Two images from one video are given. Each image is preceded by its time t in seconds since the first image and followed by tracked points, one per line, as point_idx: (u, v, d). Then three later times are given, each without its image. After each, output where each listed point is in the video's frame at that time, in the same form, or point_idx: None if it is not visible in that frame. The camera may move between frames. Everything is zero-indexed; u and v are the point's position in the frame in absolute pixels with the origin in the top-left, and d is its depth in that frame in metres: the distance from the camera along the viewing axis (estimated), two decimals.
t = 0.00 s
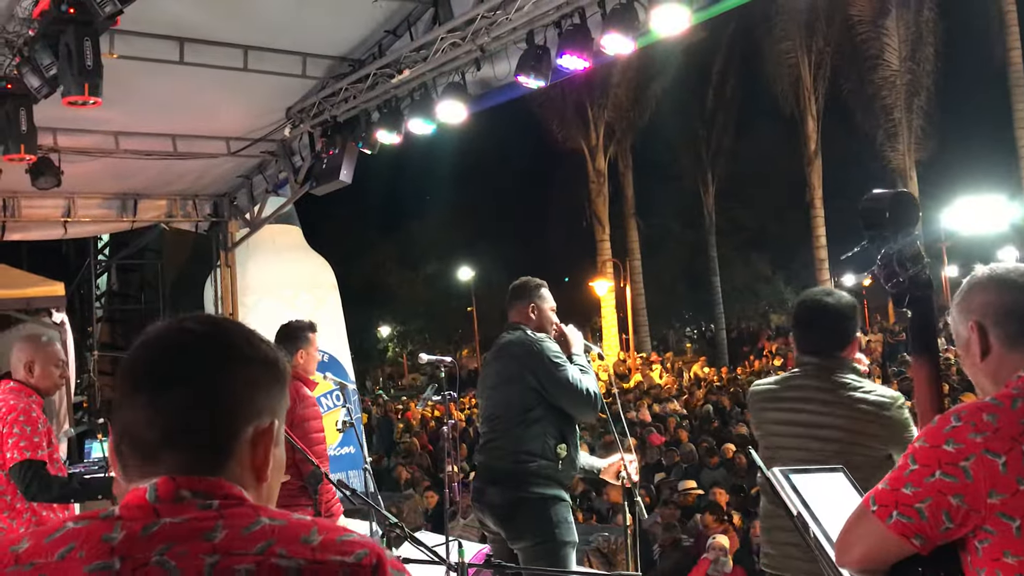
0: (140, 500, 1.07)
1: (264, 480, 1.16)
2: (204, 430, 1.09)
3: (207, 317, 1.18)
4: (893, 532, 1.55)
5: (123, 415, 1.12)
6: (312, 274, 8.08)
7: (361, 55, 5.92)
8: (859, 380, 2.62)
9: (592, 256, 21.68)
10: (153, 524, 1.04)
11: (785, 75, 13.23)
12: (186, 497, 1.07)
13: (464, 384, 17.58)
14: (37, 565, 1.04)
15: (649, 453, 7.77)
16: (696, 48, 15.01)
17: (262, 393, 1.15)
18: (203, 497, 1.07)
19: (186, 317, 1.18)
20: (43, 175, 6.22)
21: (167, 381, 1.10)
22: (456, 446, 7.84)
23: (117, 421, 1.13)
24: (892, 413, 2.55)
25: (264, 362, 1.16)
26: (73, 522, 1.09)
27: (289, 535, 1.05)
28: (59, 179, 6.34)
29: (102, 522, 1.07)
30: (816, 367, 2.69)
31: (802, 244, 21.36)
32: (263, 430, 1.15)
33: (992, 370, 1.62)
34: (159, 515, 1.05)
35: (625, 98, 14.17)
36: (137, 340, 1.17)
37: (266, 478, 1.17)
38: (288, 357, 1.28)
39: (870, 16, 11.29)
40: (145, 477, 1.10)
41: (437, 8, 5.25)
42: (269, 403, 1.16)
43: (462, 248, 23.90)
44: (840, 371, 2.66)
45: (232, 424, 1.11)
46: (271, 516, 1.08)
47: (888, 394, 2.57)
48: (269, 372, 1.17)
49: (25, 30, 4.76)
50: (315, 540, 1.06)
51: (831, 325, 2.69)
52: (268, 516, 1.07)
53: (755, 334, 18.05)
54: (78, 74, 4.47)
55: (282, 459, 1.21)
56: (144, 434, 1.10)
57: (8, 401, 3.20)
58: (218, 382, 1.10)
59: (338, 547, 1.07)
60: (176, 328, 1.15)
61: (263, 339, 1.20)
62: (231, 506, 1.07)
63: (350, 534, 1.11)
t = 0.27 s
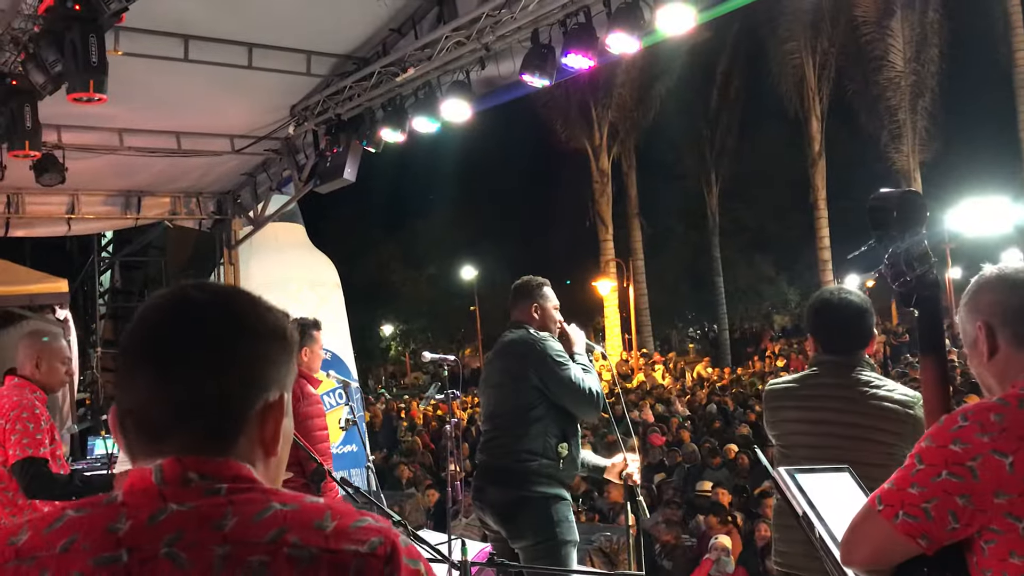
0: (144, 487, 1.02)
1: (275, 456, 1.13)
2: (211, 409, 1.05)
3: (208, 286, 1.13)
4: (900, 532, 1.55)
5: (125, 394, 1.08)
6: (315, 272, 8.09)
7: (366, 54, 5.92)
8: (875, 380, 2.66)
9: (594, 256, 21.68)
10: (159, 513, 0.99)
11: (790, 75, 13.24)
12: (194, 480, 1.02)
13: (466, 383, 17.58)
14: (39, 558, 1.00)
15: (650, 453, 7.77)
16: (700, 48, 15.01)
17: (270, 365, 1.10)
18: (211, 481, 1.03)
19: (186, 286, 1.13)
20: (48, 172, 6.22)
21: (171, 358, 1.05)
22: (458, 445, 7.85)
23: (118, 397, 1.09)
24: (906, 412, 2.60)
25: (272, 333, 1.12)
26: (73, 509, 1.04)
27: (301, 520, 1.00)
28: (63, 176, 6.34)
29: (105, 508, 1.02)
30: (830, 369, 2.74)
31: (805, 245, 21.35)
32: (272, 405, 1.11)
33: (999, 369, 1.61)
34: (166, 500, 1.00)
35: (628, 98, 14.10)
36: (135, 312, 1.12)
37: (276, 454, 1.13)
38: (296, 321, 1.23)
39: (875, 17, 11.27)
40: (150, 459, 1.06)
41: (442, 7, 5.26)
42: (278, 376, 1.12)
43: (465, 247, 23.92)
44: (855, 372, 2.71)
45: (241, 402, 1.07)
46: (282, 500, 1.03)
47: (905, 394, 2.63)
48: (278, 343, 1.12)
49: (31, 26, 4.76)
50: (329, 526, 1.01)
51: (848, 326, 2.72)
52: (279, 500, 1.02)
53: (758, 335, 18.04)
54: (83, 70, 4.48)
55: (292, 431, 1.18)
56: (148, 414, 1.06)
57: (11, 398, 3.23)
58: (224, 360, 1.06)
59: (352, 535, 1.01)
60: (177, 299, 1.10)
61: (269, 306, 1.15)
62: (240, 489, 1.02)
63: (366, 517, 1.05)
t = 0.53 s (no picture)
0: (146, 494, 0.97)
1: (280, 432, 1.06)
2: (207, 386, 0.99)
3: (202, 256, 1.07)
4: (908, 530, 1.54)
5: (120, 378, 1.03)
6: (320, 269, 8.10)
7: (371, 50, 5.91)
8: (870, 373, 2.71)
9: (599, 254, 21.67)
10: (164, 519, 0.94)
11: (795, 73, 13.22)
12: (196, 478, 0.97)
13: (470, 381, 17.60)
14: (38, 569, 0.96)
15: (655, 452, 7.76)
16: (706, 46, 14.99)
17: (268, 335, 1.04)
18: (215, 482, 0.97)
19: (179, 256, 1.07)
20: (53, 167, 6.23)
21: (162, 334, 1.00)
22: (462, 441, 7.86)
23: (113, 376, 1.04)
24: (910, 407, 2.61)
25: (270, 301, 1.05)
26: (71, 514, 0.99)
27: (314, 524, 0.94)
28: (68, 172, 6.35)
29: (107, 514, 0.97)
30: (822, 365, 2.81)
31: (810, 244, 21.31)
32: (273, 376, 1.04)
33: (1006, 367, 1.60)
34: (169, 506, 0.95)
35: (634, 96, 14.08)
36: (128, 288, 1.07)
37: (281, 426, 1.06)
38: (302, 285, 1.16)
39: (881, 15, 11.24)
40: (149, 451, 1.00)
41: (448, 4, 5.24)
42: (277, 346, 1.05)
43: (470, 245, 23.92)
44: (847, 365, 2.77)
45: (237, 378, 1.01)
46: (291, 497, 0.96)
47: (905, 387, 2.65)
48: (277, 312, 1.05)
49: (36, 22, 4.76)
50: (343, 528, 0.94)
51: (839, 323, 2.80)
52: (289, 500, 0.95)
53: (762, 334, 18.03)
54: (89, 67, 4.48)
55: (297, 401, 1.10)
56: (142, 395, 1.01)
57: (19, 392, 3.23)
58: (218, 334, 1.00)
59: (366, 539, 0.94)
60: (170, 272, 1.04)
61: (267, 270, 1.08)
62: (246, 488, 0.96)
63: (383, 516, 0.98)
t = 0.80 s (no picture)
0: (141, 518, 0.93)
1: (277, 431, 1.04)
2: (203, 387, 0.98)
3: (194, 249, 1.05)
4: (917, 531, 1.54)
5: (113, 376, 1.01)
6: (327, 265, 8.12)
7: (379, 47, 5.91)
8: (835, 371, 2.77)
9: (605, 251, 21.65)
10: (162, 548, 0.91)
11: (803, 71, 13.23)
12: (194, 498, 0.94)
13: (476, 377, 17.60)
14: None
15: (661, 450, 7.77)
16: (713, 43, 14.99)
17: (264, 331, 1.03)
18: (214, 501, 0.94)
19: (170, 250, 1.06)
20: (61, 163, 6.25)
21: (155, 333, 0.99)
22: (468, 437, 7.86)
23: (104, 374, 1.03)
24: (884, 402, 2.70)
25: (267, 295, 1.04)
26: (61, 537, 0.95)
27: (320, 545, 0.91)
28: (76, 167, 6.37)
29: (102, 537, 0.93)
30: (790, 370, 2.84)
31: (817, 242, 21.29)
32: (269, 374, 1.03)
33: (1015, 369, 1.59)
34: (167, 529, 0.92)
35: (641, 93, 14.07)
36: (118, 282, 1.05)
37: (279, 425, 1.04)
38: (297, 275, 1.14)
39: (890, 13, 11.21)
40: (144, 460, 0.98)
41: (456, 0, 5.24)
42: (273, 341, 1.04)
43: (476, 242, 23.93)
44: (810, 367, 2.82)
45: (233, 376, 1.00)
46: (295, 516, 0.93)
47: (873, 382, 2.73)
48: (272, 306, 1.04)
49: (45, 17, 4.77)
50: (348, 550, 0.92)
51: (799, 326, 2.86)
52: (293, 518, 0.93)
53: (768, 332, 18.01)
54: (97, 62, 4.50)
55: (300, 394, 1.10)
56: (135, 397, 0.99)
57: (30, 388, 3.23)
58: (212, 332, 0.99)
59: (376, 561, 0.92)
60: (161, 267, 1.03)
61: (260, 260, 1.06)
62: (246, 507, 0.94)
63: (388, 532, 0.96)
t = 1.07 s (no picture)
0: (145, 516, 0.93)
1: (282, 422, 1.02)
2: (205, 381, 0.97)
3: (199, 240, 1.03)
4: (928, 527, 1.54)
5: (120, 368, 1.00)
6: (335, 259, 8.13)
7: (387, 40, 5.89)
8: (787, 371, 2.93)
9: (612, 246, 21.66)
10: (167, 542, 0.90)
11: (812, 67, 13.23)
12: (198, 491, 0.93)
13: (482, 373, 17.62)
14: None
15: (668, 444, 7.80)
16: (722, 39, 14.99)
17: (269, 324, 1.01)
18: (218, 493, 0.93)
19: (174, 241, 1.04)
20: (70, 155, 6.26)
21: (157, 327, 0.98)
22: (474, 431, 7.89)
23: (111, 366, 1.02)
24: (837, 400, 2.88)
25: (272, 287, 1.02)
26: (66, 535, 0.95)
27: (326, 535, 0.91)
28: (84, 160, 6.38)
29: (105, 533, 0.93)
30: (745, 375, 2.96)
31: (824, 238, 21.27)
32: (275, 364, 1.01)
33: None
34: (170, 524, 0.92)
35: (649, 88, 14.06)
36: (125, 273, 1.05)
37: (283, 419, 1.03)
38: (306, 265, 1.12)
39: (899, 9, 11.17)
40: (149, 453, 0.98)
41: None
42: (279, 334, 1.02)
43: (483, 236, 23.95)
44: (765, 370, 2.94)
45: (237, 370, 0.98)
46: (300, 507, 0.93)
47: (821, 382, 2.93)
48: (277, 298, 1.02)
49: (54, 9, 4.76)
50: (354, 538, 0.91)
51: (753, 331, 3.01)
52: (297, 508, 0.92)
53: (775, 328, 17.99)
54: (106, 54, 4.51)
55: (306, 386, 1.08)
56: (138, 390, 0.99)
57: (43, 377, 3.24)
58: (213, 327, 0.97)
59: (384, 554, 0.91)
60: (164, 258, 1.01)
61: (266, 251, 1.04)
62: (249, 499, 0.93)
63: (395, 522, 0.95)
